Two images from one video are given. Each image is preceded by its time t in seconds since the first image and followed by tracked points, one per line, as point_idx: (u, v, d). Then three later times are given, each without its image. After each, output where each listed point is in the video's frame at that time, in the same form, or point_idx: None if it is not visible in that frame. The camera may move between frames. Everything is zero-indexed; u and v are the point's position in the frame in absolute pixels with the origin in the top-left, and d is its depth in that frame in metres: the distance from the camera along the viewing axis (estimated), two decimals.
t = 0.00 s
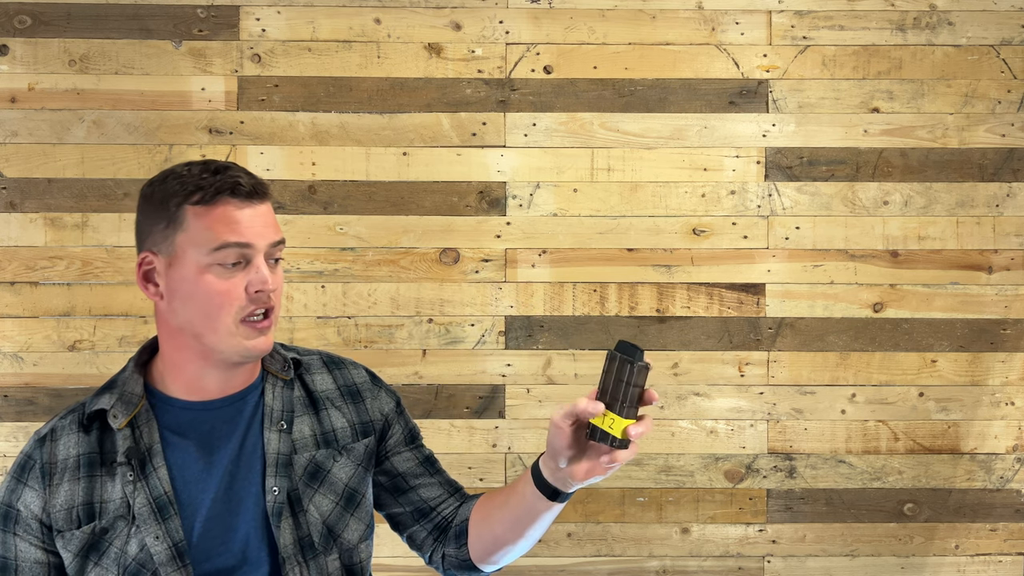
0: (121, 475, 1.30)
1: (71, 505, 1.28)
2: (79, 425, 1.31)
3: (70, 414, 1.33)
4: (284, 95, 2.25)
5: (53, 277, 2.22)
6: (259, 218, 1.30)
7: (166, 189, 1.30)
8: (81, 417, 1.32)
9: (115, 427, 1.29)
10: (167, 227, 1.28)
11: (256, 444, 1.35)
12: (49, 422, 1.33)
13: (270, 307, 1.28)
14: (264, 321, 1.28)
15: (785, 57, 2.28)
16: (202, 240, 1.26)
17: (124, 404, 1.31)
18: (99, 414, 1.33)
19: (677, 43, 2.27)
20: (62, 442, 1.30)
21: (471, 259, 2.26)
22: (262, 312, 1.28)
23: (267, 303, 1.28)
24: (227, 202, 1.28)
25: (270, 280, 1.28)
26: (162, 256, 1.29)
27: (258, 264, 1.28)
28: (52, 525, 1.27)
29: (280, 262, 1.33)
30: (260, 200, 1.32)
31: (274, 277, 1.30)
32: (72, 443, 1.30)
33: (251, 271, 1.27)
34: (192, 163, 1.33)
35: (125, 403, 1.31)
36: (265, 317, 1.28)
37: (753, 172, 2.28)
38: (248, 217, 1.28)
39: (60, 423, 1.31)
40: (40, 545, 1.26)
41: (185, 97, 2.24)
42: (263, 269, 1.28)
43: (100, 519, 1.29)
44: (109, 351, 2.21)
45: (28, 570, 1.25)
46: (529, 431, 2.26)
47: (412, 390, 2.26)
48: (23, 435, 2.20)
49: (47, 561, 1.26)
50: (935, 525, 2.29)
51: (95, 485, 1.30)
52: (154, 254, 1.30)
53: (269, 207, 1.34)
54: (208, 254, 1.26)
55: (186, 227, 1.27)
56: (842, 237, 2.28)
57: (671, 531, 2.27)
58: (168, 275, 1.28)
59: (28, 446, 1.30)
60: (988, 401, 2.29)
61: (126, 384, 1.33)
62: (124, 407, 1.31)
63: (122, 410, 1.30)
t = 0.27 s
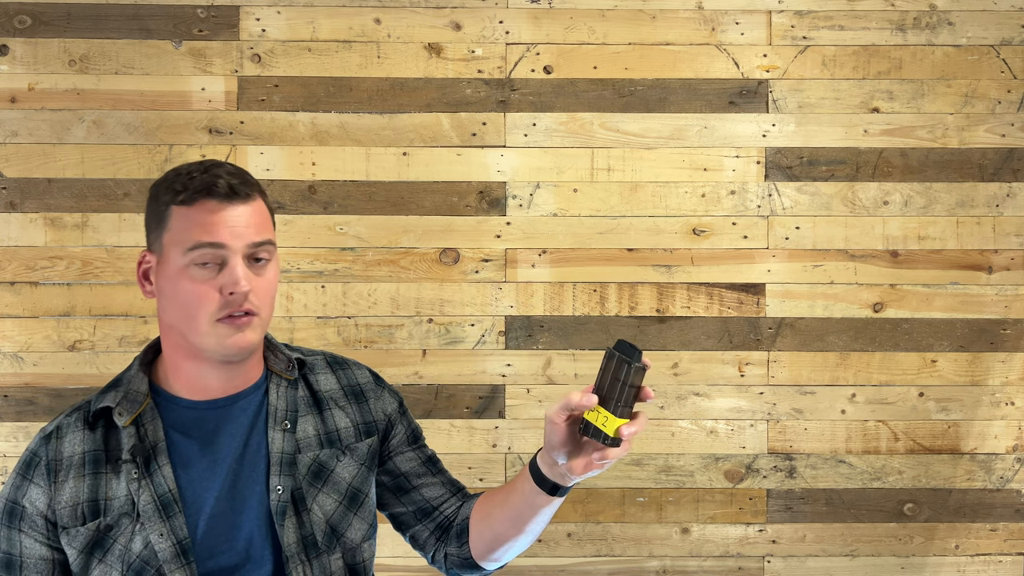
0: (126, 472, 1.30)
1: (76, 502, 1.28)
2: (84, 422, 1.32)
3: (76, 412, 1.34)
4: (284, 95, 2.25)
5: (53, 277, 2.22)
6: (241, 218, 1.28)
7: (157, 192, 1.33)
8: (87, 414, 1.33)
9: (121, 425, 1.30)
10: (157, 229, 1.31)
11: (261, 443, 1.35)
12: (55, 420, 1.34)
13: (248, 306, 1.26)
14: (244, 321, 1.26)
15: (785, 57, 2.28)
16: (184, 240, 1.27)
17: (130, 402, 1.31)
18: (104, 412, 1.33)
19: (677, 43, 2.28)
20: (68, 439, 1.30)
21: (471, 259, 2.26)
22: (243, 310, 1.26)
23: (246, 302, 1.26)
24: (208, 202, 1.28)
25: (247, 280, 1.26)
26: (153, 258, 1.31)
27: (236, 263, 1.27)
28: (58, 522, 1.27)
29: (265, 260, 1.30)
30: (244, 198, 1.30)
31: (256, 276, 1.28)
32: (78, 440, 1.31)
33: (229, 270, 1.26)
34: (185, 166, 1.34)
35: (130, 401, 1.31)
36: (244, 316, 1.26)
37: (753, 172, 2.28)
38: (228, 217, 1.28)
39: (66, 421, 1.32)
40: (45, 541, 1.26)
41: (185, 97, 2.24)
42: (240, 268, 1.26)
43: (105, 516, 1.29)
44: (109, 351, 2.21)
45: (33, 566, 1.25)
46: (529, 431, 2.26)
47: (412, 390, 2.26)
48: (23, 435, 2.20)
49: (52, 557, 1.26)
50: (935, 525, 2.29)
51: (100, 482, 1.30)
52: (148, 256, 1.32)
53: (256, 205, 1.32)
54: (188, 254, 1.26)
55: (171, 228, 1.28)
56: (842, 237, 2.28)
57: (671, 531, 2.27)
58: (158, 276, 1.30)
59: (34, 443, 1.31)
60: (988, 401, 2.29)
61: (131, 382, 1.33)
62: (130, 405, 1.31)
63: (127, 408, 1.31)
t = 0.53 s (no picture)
0: (128, 471, 1.30)
1: (78, 501, 1.28)
2: (87, 421, 1.32)
3: (78, 411, 1.34)
4: (284, 95, 2.25)
5: (53, 277, 2.22)
6: (210, 215, 1.29)
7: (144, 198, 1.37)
8: (89, 413, 1.33)
9: (122, 424, 1.30)
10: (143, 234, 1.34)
11: (262, 444, 1.35)
12: (57, 419, 1.34)
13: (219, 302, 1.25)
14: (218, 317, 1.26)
15: (785, 57, 2.28)
16: (161, 241, 1.29)
17: (132, 402, 1.31)
18: (107, 411, 1.33)
19: (677, 43, 2.28)
20: (70, 438, 1.30)
21: (471, 259, 2.26)
22: (215, 306, 1.25)
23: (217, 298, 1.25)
24: (179, 202, 1.30)
25: (214, 276, 1.26)
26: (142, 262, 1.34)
27: (208, 260, 1.27)
28: (60, 521, 1.27)
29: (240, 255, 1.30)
30: (216, 194, 1.31)
31: (227, 272, 1.28)
32: (81, 439, 1.31)
33: (200, 268, 1.27)
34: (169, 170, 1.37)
35: (132, 400, 1.31)
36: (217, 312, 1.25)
37: (753, 172, 2.28)
38: (199, 215, 1.29)
39: (68, 419, 1.32)
40: (47, 540, 1.26)
41: (185, 97, 2.24)
42: (208, 265, 1.27)
43: (107, 515, 1.29)
44: (109, 351, 2.21)
45: (35, 564, 1.26)
46: (529, 431, 2.26)
47: (412, 390, 2.26)
48: (23, 435, 2.20)
49: (54, 556, 1.27)
50: (935, 525, 2.29)
51: (102, 481, 1.30)
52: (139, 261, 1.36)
53: (230, 201, 1.32)
54: (162, 255, 1.28)
55: (150, 231, 1.31)
56: (842, 237, 2.28)
57: (671, 531, 2.27)
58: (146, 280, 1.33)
59: (37, 441, 1.31)
60: (988, 401, 2.29)
61: (134, 382, 1.33)
62: (132, 404, 1.31)
63: (130, 407, 1.31)
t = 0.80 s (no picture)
0: (125, 473, 1.30)
1: (75, 503, 1.28)
2: (83, 423, 1.32)
3: (75, 413, 1.34)
4: (284, 95, 2.25)
5: (53, 277, 2.22)
6: (238, 214, 1.29)
7: (153, 192, 1.33)
8: (85, 415, 1.33)
9: (119, 425, 1.30)
10: (153, 229, 1.30)
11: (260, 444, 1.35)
12: (53, 421, 1.33)
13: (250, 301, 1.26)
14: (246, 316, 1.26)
15: (785, 57, 2.28)
16: (184, 237, 1.27)
17: (129, 403, 1.31)
18: (103, 413, 1.33)
19: (677, 43, 2.27)
20: (66, 440, 1.30)
21: (471, 259, 2.26)
22: (244, 305, 1.26)
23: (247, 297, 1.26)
24: (204, 199, 1.29)
25: (247, 275, 1.27)
26: (150, 258, 1.31)
27: (237, 259, 1.27)
28: (57, 523, 1.27)
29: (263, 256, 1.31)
30: (241, 195, 1.31)
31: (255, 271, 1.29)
32: (77, 441, 1.31)
33: (229, 266, 1.27)
34: (179, 166, 1.35)
35: (129, 402, 1.31)
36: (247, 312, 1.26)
37: (753, 172, 2.28)
38: (227, 213, 1.28)
39: (64, 422, 1.32)
40: (44, 542, 1.26)
41: (185, 97, 2.24)
42: (240, 264, 1.26)
43: (104, 517, 1.29)
44: (109, 351, 2.21)
45: (32, 567, 1.25)
46: (529, 431, 2.26)
47: (412, 390, 2.26)
48: (23, 435, 2.20)
49: (51, 558, 1.27)
50: (935, 525, 2.29)
51: (99, 483, 1.30)
52: (144, 257, 1.32)
53: (252, 202, 1.32)
54: (187, 252, 1.26)
55: (168, 227, 1.28)
56: (842, 237, 2.28)
57: (671, 531, 2.27)
58: (156, 276, 1.30)
59: (33, 444, 1.31)
60: (988, 401, 2.29)
61: (130, 383, 1.33)
62: (129, 405, 1.31)
63: (126, 408, 1.31)
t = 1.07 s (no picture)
0: (120, 474, 1.30)
1: (71, 504, 1.28)
2: (79, 424, 1.32)
3: (70, 414, 1.34)
4: (285, 95, 2.25)
5: (53, 277, 2.22)
6: (262, 220, 1.29)
7: (170, 189, 1.30)
8: (81, 416, 1.33)
9: (115, 426, 1.29)
10: (171, 227, 1.29)
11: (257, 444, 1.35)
12: (49, 422, 1.34)
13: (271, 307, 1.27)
14: (265, 321, 1.28)
15: (785, 57, 2.28)
16: (208, 240, 1.26)
17: (124, 404, 1.31)
18: (99, 414, 1.33)
19: (677, 43, 2.28)
20: (62, 441, 1.30)
21: (471, 259, 2.26)
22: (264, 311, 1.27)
23: (268, 303, 1.27)
24: (231, 203, 1.28)
25: (272, 281, 1.28)
26: (164, 256, 1.29)
27: (259, 265, 1.27)
28: (52, 524, 1.27)
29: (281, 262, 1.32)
30: (264, 201, 1.32)
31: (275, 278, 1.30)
32: (72, 442, 1.31)
33: (253, 272, 1.27)
34: (198, 165, 1.33)
35: (125, 403, 1.31)
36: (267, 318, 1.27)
37: (753, 172, 2.28)
38: (252, 219, 1.28)
39: (60, 422, 1.32)
40: (40, 543, 1.26)
41: (185, 97, 2.24)
42: (264, 270, 1.27)
43: (100, 518, 1.29)
44: (109, 351, 2.21)
45: (27, 568, 1.25)
46: (529, 432, 2.26)
47: (412, 390, 2.26)
48: (23, 435, 2.20)
49: (46, 559, 1.27)
50: (935, 525, 2.29)
51: (95, 484, 1.30)
52: (156, 253, 1.30)
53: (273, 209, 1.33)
54: (211, 255, 1.25)
55: (190, 228, 1.27)
56: (842, 237, 2.28)
57: (671, 531, 2.27)
58: (170, 275, 1.28)
59: (29, 444, 1.31)
60: (988, 401, 2.29)
61: (126, 384, 1.33)
62: (124, 406, 1.31)
63: (122, 409, 1.31)
